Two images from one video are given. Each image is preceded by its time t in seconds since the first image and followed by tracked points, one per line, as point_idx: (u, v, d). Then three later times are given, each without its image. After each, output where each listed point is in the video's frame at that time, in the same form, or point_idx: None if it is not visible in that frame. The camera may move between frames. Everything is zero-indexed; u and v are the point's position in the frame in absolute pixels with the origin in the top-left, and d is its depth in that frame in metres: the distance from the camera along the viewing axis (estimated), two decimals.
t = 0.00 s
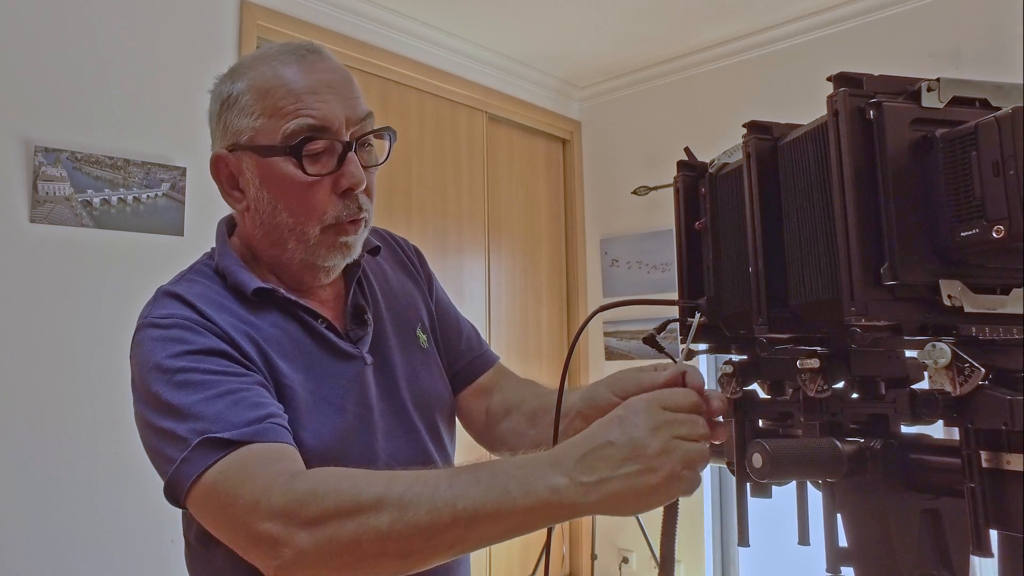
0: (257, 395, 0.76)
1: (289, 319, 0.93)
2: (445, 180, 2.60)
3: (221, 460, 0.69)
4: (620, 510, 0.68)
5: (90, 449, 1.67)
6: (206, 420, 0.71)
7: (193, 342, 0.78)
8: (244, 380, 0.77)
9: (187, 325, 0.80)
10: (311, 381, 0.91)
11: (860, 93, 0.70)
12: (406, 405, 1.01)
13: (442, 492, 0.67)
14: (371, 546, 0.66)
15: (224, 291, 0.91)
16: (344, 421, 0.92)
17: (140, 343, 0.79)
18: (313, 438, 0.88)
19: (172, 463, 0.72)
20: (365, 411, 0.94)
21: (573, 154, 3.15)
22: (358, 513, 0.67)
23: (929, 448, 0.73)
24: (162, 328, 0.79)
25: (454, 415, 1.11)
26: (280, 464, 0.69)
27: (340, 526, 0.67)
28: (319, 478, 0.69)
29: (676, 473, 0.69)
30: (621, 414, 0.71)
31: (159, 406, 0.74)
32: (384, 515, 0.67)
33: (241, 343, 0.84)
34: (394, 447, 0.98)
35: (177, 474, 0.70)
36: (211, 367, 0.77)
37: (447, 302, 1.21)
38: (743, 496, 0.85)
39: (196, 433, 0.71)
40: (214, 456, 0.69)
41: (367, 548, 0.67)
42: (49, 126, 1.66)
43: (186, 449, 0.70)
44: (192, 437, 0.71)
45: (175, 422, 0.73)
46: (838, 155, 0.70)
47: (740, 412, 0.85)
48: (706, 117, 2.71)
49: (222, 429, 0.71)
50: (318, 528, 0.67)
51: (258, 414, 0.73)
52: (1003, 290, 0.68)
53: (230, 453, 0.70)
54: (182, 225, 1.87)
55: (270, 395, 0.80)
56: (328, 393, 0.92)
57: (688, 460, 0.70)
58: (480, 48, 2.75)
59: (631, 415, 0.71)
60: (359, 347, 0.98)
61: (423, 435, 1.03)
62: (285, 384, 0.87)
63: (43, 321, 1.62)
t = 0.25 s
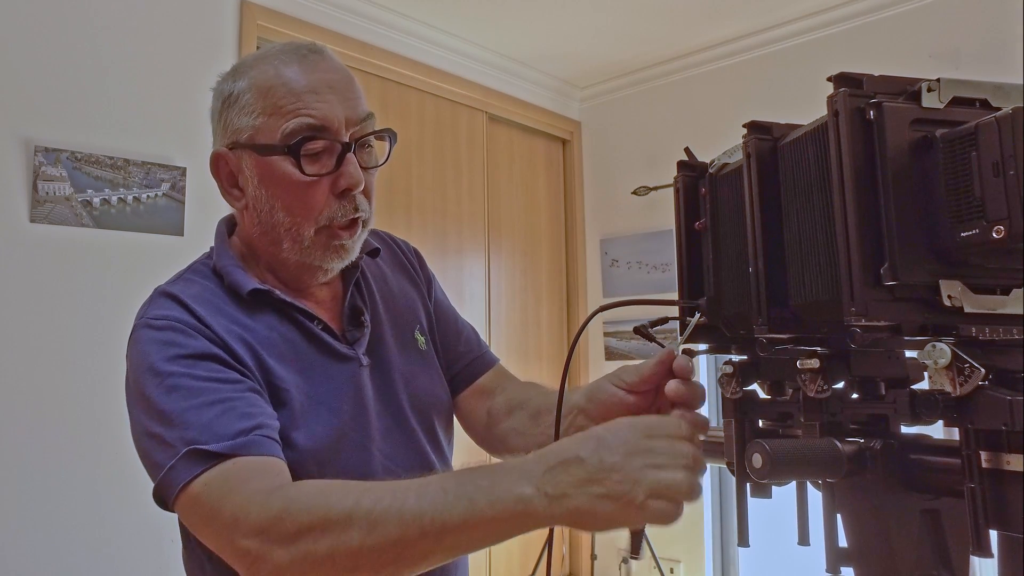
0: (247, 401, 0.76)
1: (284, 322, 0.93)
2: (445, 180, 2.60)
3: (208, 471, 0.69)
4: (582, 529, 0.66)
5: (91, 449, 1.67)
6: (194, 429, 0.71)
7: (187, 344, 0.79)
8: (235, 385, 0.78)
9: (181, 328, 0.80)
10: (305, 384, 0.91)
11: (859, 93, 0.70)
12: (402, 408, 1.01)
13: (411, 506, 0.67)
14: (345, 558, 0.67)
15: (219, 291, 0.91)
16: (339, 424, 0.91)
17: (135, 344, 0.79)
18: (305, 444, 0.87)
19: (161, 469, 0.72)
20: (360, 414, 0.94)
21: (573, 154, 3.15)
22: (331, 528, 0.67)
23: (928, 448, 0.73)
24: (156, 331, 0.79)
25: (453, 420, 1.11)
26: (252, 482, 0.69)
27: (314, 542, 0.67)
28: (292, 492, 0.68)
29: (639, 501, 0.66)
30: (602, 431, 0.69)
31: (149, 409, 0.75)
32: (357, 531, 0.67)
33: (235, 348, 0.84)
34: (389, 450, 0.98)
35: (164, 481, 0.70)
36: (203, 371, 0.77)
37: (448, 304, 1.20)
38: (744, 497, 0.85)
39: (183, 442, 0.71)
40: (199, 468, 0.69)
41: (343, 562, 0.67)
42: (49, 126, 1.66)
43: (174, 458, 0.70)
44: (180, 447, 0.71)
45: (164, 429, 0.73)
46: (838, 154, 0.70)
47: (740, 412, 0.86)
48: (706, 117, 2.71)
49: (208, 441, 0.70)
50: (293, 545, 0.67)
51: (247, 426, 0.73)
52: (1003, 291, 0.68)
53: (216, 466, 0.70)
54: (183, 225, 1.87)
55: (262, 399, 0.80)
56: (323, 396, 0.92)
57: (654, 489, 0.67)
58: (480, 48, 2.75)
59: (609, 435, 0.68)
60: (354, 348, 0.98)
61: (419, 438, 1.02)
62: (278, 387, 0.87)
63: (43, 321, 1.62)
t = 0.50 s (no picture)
0: (236, 409, 0.77)
1: (280, 324, 0.94)
2: (444, 180, 2.60)
3: (195, 482, 0.70)
4: None
5: (91, 449, 1.67)
6: (183, 439, 0.72)
7: (180, 346, 0.79)
8: (226, 391, 0.78)
9: (174, 332, 0.80)
10: (300, 386, 0.91)
11: (860, 93, 0.70)
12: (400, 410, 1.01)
13: (375, 540, 0.65)
14: None
15: (215, 292, 0.92)
16: (334, 425, 0.92)
17: (129, 347, 0.80)
18: (299, 445, 0.88)
19: (152, 470, 0.73)
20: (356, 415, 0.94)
21: (573, 154, 3.14)
22: (297, 554, 0.66)
23: (928, 448, 0.73)
24: (150, 335, 0.80)
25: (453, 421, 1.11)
26: (239, 498, 0.69)
27: (282, 566, 0.66)
28: (266, 515, 0.68)
29: (575, 566, 0.58)
30: (565, 488, 0.61)
31: (142, 411, 0.75)
32: (321, 560, 0.65)
33: (229, 352, 0.84)
34: (389, 451, 0.97)
35: (152, 486, 0.71)
36: (195, 375, 0.77)
37: (448, 304, 1.20)
38: (745, 497, 0.86)
39: (172, 451, 0.72)
40: (184, 479, 0.70)
41: None
42: (49, 126, 1.66)
43: (162, 466, 0.71)
44: (169, 456, 0.72)
45: (154, 436, 0.74)
46: (839, 155, 0.70)
47: (740, 412, 0.87)
48: (706, 118, 2.71)
49: (196, 452, 0.71)
50: (262, 567, 0.67)
51: (234, 437, 0.73)
52: (1003, 291, 0.68)
53: (202, 477, 0.71)
54: (183, 225, 1.87)
55: (254, 403, 0.80)
56: (318, 398, 0.92)
57: (593, 553, 0.57)
58: (480, 48, 2.75)
59: (568, 491, 0.60)
60: (350, 349, 0.98)
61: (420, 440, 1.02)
62: (272, 389, 0.87)
63: (43, 321, 1.62)
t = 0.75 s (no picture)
0: (233, 410, 0.78)
1: (287, 326, 0.94)
2: (444, 181, 2.60)
3: (190, 480, 0.72)
4: None
5: (91, 449, 1.67)
6: (182, 438, 0.73)
7: (186, 346, 0.80)
8: (227, 392, 0.79)
9: (181, 331, 0.81)
10: (305, 388, 0.91)
11: (860, 93, 0.70)
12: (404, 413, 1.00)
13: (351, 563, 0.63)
14: None
15: (225, 290, 0.93)
16: (337, 427, 0.91)
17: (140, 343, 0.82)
18: (299, 444, 0.88)
19: (154, 463, 0.74)
20: (361, 418, 0.94)
21: (573, 154, 3.14)
22: (275, 562, 0.65)
23: (928, 448, 0.73)
24: (159, 332, 0.81)
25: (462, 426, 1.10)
26: (233, 503, 0.70)
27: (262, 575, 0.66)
28: (251, 523, 0.68)
29: None
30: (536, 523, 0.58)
31: (145, 408, 0.77)
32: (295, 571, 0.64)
33: (235, 352, 0.85)
34: (392, 456, 0.96)
35: (153, 481, 0.73)
36: (198, 374, 0.79)
37: (464, 312, 1.19)
38: (745, 498, 0.86)
39: (172, 447, 0.73)
40: (179, 476, 0.71)
41: None
42: (49, 126, 1.66)
43: (161, 462, 0.73)
44: (168, 453, 0.73)
45: (156, 433, 0.75)
46: (839, 155, 0.70)
47: (740, 412, 0.87)
48: (706, 118, 2.71)
49: (193, 452, 0.72)
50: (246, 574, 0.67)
51: (229, 441, 0.74)
52: (1003, 291, 0.68)
53: (198, 476, 0.72)
54: (183, 225, 1.87)
55: (255, 405, 0.81)
56: (323, 400, 0.92)
57: None
58: (480, 48, 2.75)
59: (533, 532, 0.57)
60: (356, 351, 0.98)
61: (425, 446, 1.01)
62: (274, 389, 0.88)
63: (43, 320, 1.62)
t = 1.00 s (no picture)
0: (263, 392, 0.79)
1: (325, 318, 0.93)
2: (444, 181, 2.60)
3: (217, 453, 0.74)
4: None
5: (90, 449, 1.67)
6: (213, 416, 0.75)
7: (223, 330, 0.83)
8: (259, 375, 0.81)
9: (221, 315, 0.84)
10: (337, 380, 0.90)
11: (859, 94, 0.70)
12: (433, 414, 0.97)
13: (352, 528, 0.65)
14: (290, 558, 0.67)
15: (268, 282, 0.95)
16: (363, 421, 0.90)
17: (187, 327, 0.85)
18: (325, 432, 0.87)
19: (189, 437, 0.77)
20: (390, 414, 0.92)
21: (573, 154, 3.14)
22: (285, 527, 0.67)
23: (927, 449, 0.73)
24: (202, 316, 0.84)
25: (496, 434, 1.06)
26: (255, 473, 0.72)
27: (269, 540, 0.68)
28: (267, 493, 0.70)
29: None
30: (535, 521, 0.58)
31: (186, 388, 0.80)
32: (301, 535, 0.66)
33: (272, 340, 0.86)
34: (420, 455, 0.94)
35: (186, 454, 0.76)
36: (233, 358, 0.81)
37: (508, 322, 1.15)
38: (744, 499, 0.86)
39: (204, 424, 0.75)
40: (208, 449, 0.74)
41: (288, 559, 0.67)
42: (49, 126, 1.67)
43: (194, 437, 0.75)
44: (201, 427, 0.75)
45: (193, 409, 0.78)
46: (839, 154, 0.70)
47: (740, 412, 0.87)
48: (706, 118, 2.71)
49: (223, 428, 0.74)
50: (255, 540, 0.69)
51: (255, 419, 0.76)
52: (1002, 291, 0.68)
53: (225, 450, 0.74)
54: (183, 224, 1.87)
55: (284, 389, 0.82)
56: (353, 393, 0.90)
57: None
58: (480, 48, 2.75)
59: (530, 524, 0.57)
60: (389, 348, 0.96)
61: (453, 449, 0.98)
62: (305, 378, 0.88)
63: (43, 320, 1.62)
